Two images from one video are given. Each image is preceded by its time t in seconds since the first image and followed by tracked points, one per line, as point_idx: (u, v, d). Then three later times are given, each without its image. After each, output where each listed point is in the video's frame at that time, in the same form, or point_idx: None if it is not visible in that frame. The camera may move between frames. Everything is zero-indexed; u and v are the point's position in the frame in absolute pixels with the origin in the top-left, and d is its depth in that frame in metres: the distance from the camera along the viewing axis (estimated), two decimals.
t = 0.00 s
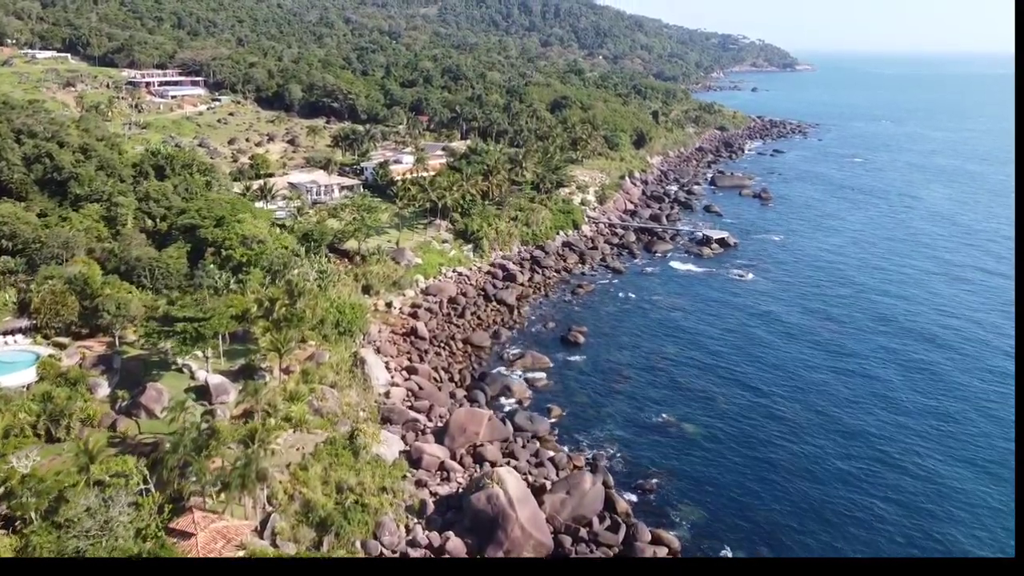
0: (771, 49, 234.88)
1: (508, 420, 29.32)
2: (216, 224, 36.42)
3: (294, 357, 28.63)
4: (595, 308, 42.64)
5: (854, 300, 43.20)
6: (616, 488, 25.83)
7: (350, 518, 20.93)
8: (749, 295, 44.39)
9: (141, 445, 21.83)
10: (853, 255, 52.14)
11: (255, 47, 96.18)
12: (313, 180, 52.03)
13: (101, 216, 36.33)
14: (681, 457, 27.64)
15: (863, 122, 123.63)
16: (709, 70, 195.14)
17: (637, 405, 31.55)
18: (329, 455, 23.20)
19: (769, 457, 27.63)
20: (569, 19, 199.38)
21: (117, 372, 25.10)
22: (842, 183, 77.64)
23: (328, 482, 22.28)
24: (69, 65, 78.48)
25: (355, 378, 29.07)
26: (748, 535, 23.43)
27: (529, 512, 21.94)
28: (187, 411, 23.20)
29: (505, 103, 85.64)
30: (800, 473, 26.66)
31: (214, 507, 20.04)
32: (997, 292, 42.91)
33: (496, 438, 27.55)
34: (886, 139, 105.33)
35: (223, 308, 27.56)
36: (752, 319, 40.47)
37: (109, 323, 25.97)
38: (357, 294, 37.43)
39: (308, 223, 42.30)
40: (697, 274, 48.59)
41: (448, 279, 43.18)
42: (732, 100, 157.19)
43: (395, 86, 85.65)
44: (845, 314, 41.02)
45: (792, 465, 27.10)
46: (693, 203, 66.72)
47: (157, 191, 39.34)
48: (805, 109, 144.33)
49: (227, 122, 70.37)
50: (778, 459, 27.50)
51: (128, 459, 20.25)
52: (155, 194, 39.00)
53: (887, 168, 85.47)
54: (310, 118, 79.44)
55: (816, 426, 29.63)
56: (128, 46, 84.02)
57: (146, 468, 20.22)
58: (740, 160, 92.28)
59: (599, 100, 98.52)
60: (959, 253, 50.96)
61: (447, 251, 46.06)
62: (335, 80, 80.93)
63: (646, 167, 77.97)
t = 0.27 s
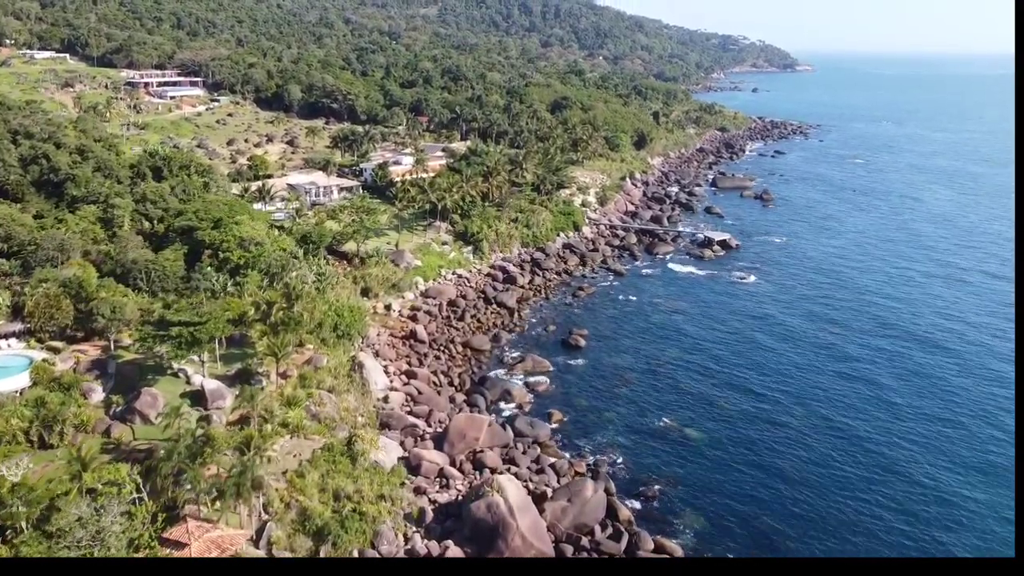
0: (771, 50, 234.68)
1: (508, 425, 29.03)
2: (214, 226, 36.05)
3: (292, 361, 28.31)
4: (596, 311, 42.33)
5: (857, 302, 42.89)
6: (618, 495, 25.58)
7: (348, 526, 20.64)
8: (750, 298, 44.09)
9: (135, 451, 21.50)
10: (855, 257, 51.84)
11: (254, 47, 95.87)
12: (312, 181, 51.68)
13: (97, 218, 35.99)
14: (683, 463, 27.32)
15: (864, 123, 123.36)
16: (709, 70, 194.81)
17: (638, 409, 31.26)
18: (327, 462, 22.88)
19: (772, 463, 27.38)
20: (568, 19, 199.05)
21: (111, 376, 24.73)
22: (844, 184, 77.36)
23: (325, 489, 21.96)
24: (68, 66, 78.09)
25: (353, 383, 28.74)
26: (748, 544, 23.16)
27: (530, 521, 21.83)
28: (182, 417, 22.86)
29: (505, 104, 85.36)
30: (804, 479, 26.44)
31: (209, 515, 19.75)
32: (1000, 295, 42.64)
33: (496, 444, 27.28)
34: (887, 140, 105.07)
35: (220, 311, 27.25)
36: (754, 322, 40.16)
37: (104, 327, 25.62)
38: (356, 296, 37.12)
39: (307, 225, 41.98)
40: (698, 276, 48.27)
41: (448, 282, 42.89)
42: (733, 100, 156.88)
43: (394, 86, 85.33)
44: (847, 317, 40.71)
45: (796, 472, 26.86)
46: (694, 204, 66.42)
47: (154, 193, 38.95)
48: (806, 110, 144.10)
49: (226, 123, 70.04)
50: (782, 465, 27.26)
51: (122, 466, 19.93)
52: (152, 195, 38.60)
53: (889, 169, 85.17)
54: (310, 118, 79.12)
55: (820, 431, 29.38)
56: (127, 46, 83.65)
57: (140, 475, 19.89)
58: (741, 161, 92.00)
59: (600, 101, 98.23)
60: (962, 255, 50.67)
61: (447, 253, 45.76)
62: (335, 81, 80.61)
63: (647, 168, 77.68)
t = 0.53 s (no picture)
0: (794, 51, 232.02)
1: (527, 430, 28.57)
2: (233, 226, 35.92)
3: (309, 363, 28.08)
4: (616, 314, 41.77)
5: (883, 308, 41.93)
6: (638, 504, 25.08)
7: (364, 532, 20.33)
8: (774, 303, 43.27)
9: (151, 453, 21.33)
10: (881, 261, 50.74)
11: (275, 48, 96.23)
12: (331, 181, 51.57)
13: (117, 218, 36.06)
14: (704, 472, 26.73)
15: (889, 124, 121.34)
16: (731, 71, 192.87)
17: (659, 415, 30.68)
18: (343, 467, 22.60)
19: (797, 473, 26.76)
20: (589, 20, 198.11)
21: (128, 377, 24.60)
22: (869, 187, 76.01)
23: (340, 495, 21.66)
24: (91, 65, 78.77)
25: (370, 386, 28.46)
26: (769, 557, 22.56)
27: (549, 529, 21.45)
28: (199, 419, 22.66)
29: (525, 105, 84.91)
30: (829, 489, 25.82)
31: (224, 519, 19.52)
32: None
33: (515, 449, 26.83)
34: (914, 142, 103.21)
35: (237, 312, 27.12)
36: (777, 328, 39.36)
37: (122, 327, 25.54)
38: (374, 298, 36.88)
39: (326, 226, 41.83)
40: (720, 280, 47.49)
41: (466, 284, 42.56)
42: (755, 102, 155.15)
43: (414, 87, 85.19)
44: (872, 323, 39.79)
45: (821, 482, 26.23)
46: (715, 207, 65.54)
47: (174, 193, 38.90)
48: (830, 112, 142.12)
49: (247, 123, 70.25)
50: (806, 475, 26.63)
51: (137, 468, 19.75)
52: (172, 195, 38.59)
53: (915, 172, 83.60)
54: (330, 118, 79.21)
55: (845, 440, 28.65)
56: (149, 47, 84.22)
57: (155, 478, 19.67)
58: (763, 163, 90.79)
59: (620, 102, 97.43)
60: (992, 260, 49.43)
61: (466, 254, 45.41)
62: (355, 81, 80.62)
63: (668, 170, 76.84)
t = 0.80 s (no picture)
0: (827, 52, 228.16)
1: (551, 435, 28.05)
2: (260, 225, 35.91)
3: (333, 364, 27.87)
4: (643, 318, 41.04)
5: (918, 315, 40.74)
6: (665, 514, 24.47)
7: (385, 538, 20.02)
8: (807, 308, 42.19)
9: (174, 453, 21.21)
10: (918, 267, 49.28)
11: (304, 48, 96.81)
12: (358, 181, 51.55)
13: (146, 216, 36.31)
14: (731, 482, 26.01)
15: (926, 126, 118.49)
16: (762, 72, 190.08)
17: (687, 423, 29.95)
18: (366, 470, 22.33)
19: (829, 485, 25.98)
20: (618, 21, 196.67)
21: (154, 376, 24.57)
22: (905, 191, 74.12)
23: (362, 499, 21.39)
24: (124, 65, 79.90)
25: (394, 388, 28.16)
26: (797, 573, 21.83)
27: (573, 538, 21.04)
28: (222, 420, 22.51)
29: (553, 105, 84.34)
30: (863, 502, 25.01)
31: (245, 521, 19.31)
32: None
33: (539, 455, 26.34)
34: (951, 145, 100.61)
35: (263, 313, 27.02)
36: (810, 334, 38.33)
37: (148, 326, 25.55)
38: (399, 298, 36.67)
39: (352, 226, 41.73)
40: (751, 285, 46.47)
41: (492, 285, 42.19)
42: (786, 103, 152.61)
43: (442, 87, 85.07)
44: (908, 331, 38.59)
45: (851, 494, 25.38)
46: (746, 210, 64.37)
47: (202, 192, 39.05)
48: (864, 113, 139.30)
49: (276, 122, 70.64)
50: (838, 487, 25.84)
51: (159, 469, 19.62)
52: (200, 194, 38.74)
53: (952, 176, 81.36)
54: (358, 118, 79.40)
55: (879, 451, 27.77)
56: (182, 47, 85.15)
57: (177, 479, 19.51)
58: (795, 165, 89.10)
59: (649, 103, 96.35)
60: None
61: (492, 256, 45.03)
62: (383, 82, 80.70)
63: (697, 172, 75.70)
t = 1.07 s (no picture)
0: (857, 53, 224.22)
1: (574, 440, 27.51)
2: (283, 225, 35.83)
3: (354, 366, 27.62)
4: (668, 322, 40.33)
5: (951, 321, 39.60)
6: (689, 523, 23.85)
7: (404, 544, 19.69)
8: (836, 314, 41.14)
9: (193, 453, 21.04)
10: (953, 272, 47.91)
11: (330, 48, 97.19)
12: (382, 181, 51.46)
13: (171, 216, 36.52)
14: (757, 493, 25.27)
15: (960, 128, 115.73)
16: (790, 73, 187.34)
17: (713, 430, 29.20)
18: (385, 474, 22.07)
19: (856, 498, 25.14)
20: (644, 21, 195.19)
21: (175, 376, 24.48)
22: (938, 194, 72.32)
23: (381, 503, 21.10)
24: (153, 65, 80.84)
25: (415, 391, 27.83)
26: None
27: (594, 548, 20.68)
28: (241, 421, 22.30)
29: (578, 106, 83.71)
30: (891, 516, 24.18)
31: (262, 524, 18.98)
32: None
33: (560, 462, 25.84)
34: (986, 148, 98.14)
35: (284, 314, 26.91)
36: (840, 341, 37.33)
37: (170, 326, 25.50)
38: (421, 300, 36.39)
39: (375, 226, 41.58)
40: (778, 289, 45.51)
41: (515, 287, 41.80)
42: (814, 105, 150.14)
43: (467, 87, 84.82)
44: (941, 338, 37.47)
45: (879, 508, 24.55)
46: (774, 212, 63.23)
47: (226, 191, 39.13)
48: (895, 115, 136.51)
49: (301, 123, 70.92)
50: (868, 500, 24.99)
51: (179, 470, 19.45)
52: (224, 193, 38.85)
53: (987, 179, 79.27)
54: (382, 118, 79.47)
55: (911, 462, 26.92)
56: (209, 47, 85.82)
57: (196, 480, 19.34)
58: (824, 168, 87.49)
59: (675, 104, 95.23)
60: None
61: (515, 257, 44.62)
62: (408, 82, 80.67)
63: (724, 173, 74.58)
